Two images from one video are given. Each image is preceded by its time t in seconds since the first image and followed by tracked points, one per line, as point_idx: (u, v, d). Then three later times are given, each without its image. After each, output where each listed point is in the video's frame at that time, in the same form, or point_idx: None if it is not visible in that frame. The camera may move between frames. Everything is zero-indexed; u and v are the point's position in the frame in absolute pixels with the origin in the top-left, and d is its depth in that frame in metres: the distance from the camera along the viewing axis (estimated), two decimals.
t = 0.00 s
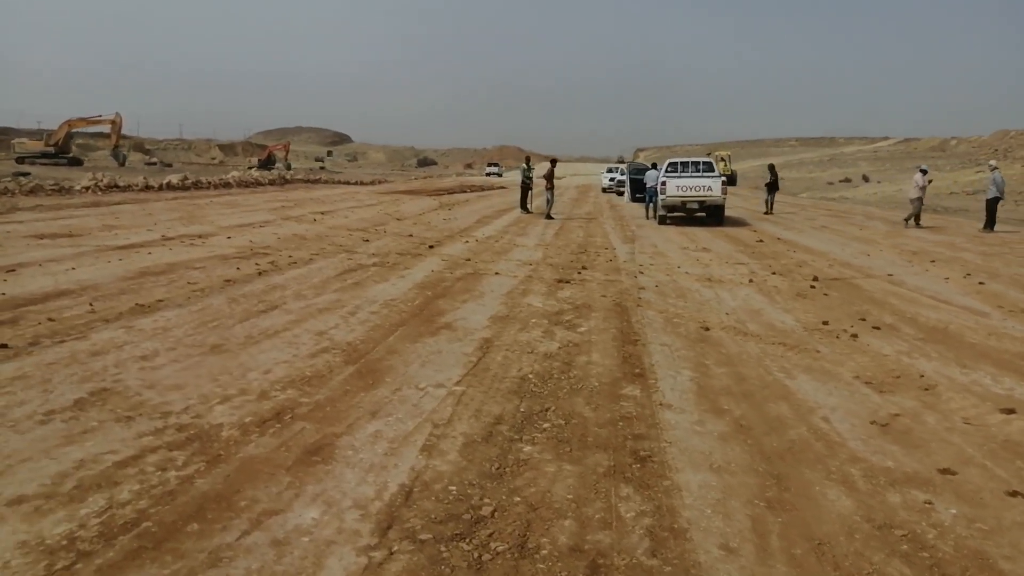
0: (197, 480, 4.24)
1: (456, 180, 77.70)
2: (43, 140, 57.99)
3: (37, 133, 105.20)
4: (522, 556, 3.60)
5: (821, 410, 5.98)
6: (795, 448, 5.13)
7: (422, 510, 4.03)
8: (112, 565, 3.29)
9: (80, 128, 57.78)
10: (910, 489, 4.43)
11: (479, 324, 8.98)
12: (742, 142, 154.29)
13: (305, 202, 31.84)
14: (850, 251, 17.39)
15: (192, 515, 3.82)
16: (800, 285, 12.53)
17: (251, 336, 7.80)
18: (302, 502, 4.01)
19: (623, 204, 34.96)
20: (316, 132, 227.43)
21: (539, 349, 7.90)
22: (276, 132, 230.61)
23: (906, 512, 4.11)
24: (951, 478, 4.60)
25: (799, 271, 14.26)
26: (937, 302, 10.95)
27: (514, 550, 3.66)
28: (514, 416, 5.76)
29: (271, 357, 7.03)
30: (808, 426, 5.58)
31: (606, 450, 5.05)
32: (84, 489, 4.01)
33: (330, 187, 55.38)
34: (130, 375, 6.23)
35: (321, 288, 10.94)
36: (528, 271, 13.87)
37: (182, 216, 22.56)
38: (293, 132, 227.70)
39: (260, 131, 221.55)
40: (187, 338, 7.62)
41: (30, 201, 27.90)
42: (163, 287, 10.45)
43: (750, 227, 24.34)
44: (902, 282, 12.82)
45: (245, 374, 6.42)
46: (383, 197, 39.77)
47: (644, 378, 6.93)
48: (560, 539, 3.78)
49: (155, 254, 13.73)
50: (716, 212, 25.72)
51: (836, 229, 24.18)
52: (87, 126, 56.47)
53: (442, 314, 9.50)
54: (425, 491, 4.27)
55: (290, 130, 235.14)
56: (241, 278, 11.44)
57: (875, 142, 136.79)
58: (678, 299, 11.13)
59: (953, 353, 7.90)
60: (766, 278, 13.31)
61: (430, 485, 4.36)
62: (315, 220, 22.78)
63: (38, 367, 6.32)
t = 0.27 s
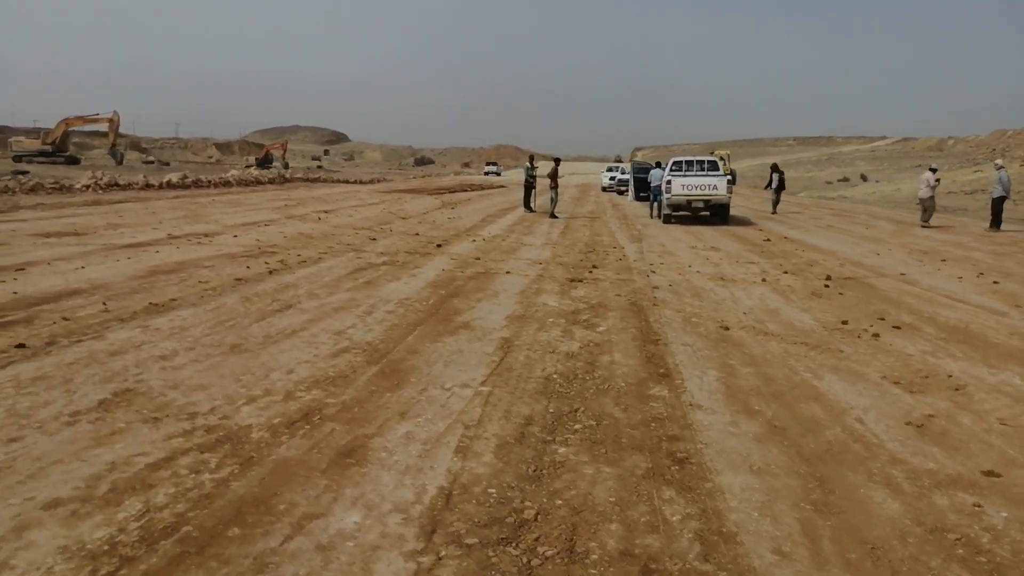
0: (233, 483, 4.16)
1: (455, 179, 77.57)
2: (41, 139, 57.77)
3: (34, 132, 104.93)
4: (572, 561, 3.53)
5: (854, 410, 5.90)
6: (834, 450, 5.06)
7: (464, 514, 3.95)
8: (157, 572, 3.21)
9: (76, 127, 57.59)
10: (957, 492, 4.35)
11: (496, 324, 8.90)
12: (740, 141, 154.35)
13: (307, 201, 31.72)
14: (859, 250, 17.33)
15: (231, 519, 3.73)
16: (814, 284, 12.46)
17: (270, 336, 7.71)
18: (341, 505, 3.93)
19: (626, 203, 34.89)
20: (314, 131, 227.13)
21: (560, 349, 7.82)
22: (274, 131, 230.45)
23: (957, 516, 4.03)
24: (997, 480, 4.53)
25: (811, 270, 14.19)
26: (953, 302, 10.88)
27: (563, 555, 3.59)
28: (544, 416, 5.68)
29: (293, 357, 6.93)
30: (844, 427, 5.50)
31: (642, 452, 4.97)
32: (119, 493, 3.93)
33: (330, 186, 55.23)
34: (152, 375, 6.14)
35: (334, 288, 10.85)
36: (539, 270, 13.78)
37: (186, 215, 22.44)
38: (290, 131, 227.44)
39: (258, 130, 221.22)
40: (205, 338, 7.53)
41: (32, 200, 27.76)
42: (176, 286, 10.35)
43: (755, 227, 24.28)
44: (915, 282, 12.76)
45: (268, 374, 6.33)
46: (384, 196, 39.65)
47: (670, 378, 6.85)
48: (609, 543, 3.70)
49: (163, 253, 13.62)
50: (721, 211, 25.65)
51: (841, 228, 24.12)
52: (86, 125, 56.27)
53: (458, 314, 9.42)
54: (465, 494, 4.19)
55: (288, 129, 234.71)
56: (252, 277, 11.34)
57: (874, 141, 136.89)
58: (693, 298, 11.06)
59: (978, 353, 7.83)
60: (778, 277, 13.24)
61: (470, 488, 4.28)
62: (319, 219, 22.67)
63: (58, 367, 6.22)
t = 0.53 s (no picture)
0: (272, 492, 4.08)
1: (458, 180, 77.48)
2: (44, 140, 57.72)
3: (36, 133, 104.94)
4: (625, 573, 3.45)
5: (890, 415, 5.82)
6: (876, 456, 4.98)
7: (510, 524, 3.88)
8: None
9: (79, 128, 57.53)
10: (1008, 500, 4.28)
11: (517, 326, 8.82)
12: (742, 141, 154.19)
13: (313, 202, 31.65)
14: (872, 251, 17.25)
15: (275, 530, 3.65)
16: (831, 286, 12.38)
17: (291, 340, 7.63)
18: (385, 516, 3.85)
19: (632, 203, 34.81)
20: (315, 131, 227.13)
21: (585, 353, 7.75)
22: (275, 131, 230.47)
23: (1011, 526, 3.96)
24: None
25: (826, 271, 14.10)
26: (974, 303, 10.80)
27: (616, 568, 3.51)
28: (577, 422, 5.60)
29: (317, 362, 6.85)
30: (882, 433, 5.42)
31: (681, 459, 4.89)
32: (158, 503, 3.85)
33: (333, 187, 55.10)
34: (178, 381, 6.07)
35: (350, 290, 10.78)
36: (553, 271, 13.70)
37: (194, 216, 22.37)
38: (291, 132, 227.44)
39: (259, 130, 221.21)
40: (226, 342, 7.45)
41: (38, 201, 27.71)
42: (191, 289, 10.27)
43: (764, 227, 24.20)
44: (933, 283, 12.67)
45: (294, 379, 6.26)
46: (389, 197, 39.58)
47: (699, 382, 6.77)
48: (661, 555, 3.63)
49: (175, 255, 13.55)
50: (730, 212, 25.56)
51: (850, 229, 24.02)
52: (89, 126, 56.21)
53: (477, 316, 9.34)
54: (508, 504, 4.11)
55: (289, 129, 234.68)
56: (267, 279, 11.27)
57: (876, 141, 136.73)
58: (711, 300, 10.98)
59: (1007, 356, 7.75)
60: (794, 278, 13.15)
61: (512, 497, 4.20)
62: (327, 220, 22.59)
63: (82, 372, 6.15)
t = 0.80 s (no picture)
0: (308, 495, 4.00)
1: (460, 180, 77.41)
2: (45, 140, 57.67)
3: (38, 134, 104.90)
4: None
5: (924, 416, 5.74)
6: (916, 458, 4.89)
7: (554, 528, 3.80)
8: None
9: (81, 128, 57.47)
10: None
11: (536, 326, 8.74)
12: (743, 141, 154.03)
13: (317, 202, 31.58)
14: (884, 251, 17.16)
15: (315, 535, 3.58)
16: (847, 285, 12.29)
17: (311, 340, 7.54)
18: (426, 520, 3.77)
19: (637, 203, 34.72)
20: (316, 131, 227.09)
21: (607, 353, 7.66)
22: (276, 131, 230.41)
23: None
24: None
25: (840, 271, 14.02)
26: (993, 303, 10.71)
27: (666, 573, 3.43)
28: (608, 424, 5.53)
29: (339, 362, 6.77)
30: (919, 434, 5.33)
31: (718, 461, 4.81)
32: (194, 506, 3.78)
33: (335, 187, 55.04)
34: (200, 381, 5.99)
35: (364, 290, 10.70)
36: (565, 271, 13.61)
37: (200, 216, 22.31)
38: (292, 132, 227.44)
39: (260, 130, 221.20)
40: (246, 342, 7.37)
41: (42, 201, 27.65)
42: (204, 288, 10.19)
43: (772, 227, 24.10)
44: (949, 283, 12.57)
45: (318, 380, 6.17)
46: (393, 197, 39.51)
47: (726, 383, 6.69)
48: (710, 560, 3.55)
49: (185, 255, 13.48)
50: (737, 212, 25.48)
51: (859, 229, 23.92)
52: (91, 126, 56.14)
53: (495, 316, 9.25)
54: (549, 507, 4.03)
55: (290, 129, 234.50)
56: (280, 279, 11.19)
57: (877, 140, 136.58)
58: (728, 300, 10.90)
59: None
60: (808, 278, 13.07)
61: (552, 500, 4.12)
62: (334, 220, 22.52)
63: (103, 373, 6.07)
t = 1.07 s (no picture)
0: (353, 504, 3.93)
1: (462, 179, 77.28)
2: (48, 139, 57.57)
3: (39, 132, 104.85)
4: None
5: (964, 422, 5.65)
6: (963, 466, 4.81)
7: (606, 539, 3.72)
8: None
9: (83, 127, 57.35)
10: None
11: (559, 329, 8.65)
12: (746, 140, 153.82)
13: (323, 201, 31.48)
14: (897, 252, 17.06)
15: (365, 547, 3.50)
16: (865, 287, 12.20)
17: (334, 343, 7.46)
18: (476, 531, 3.69)
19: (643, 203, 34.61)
20: (317, 130, 226.96)
21: (634, 356, 7.58)
22: (276, 130, 230.37)
23: None
24: None
25: (856, 272, 13.92)
26: (1015, 305, 10.62)
27: None
28: (645, 430, 5.44)
29: (366, 366, 6.68)
30: (962, 441, 5.24)
31: (762, 469, 4.73)
32: (238, 517, 3.70)
33: (338, 186, 54.94)
34: (229, 386, 5.90)
35: (381, 291, 10.62)
36: (580, 272, 13.52)
37: (207, 216, 22.22)
38: (293, 131, 227.35)
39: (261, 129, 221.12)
40: (269, 345, 7.29)
41: (48, 201, 27.56)
42: (221, 290, 10.11)
43: (781, 228, 24.00)
44: (968, 284, 12.48)
45: (347, 384, 6.09)
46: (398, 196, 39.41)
47: (758, 387, 6.61)
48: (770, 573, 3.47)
49: (198, 255, 13.40)
50: (746, 212, 25.37)
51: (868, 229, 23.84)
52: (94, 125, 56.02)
53: (516, 318, 9.17)
54: (598, 517, 3.95)
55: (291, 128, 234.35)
56: (295, 280, 11.11)
57: (880, 140, 136.35)
58: (747, 302, 10.81)
59: None
60: (825, 280, 12.98)
61: (601, 510, 4.04)
62: (342, 220, 22.44)
63: (130, 378, 5.98)
